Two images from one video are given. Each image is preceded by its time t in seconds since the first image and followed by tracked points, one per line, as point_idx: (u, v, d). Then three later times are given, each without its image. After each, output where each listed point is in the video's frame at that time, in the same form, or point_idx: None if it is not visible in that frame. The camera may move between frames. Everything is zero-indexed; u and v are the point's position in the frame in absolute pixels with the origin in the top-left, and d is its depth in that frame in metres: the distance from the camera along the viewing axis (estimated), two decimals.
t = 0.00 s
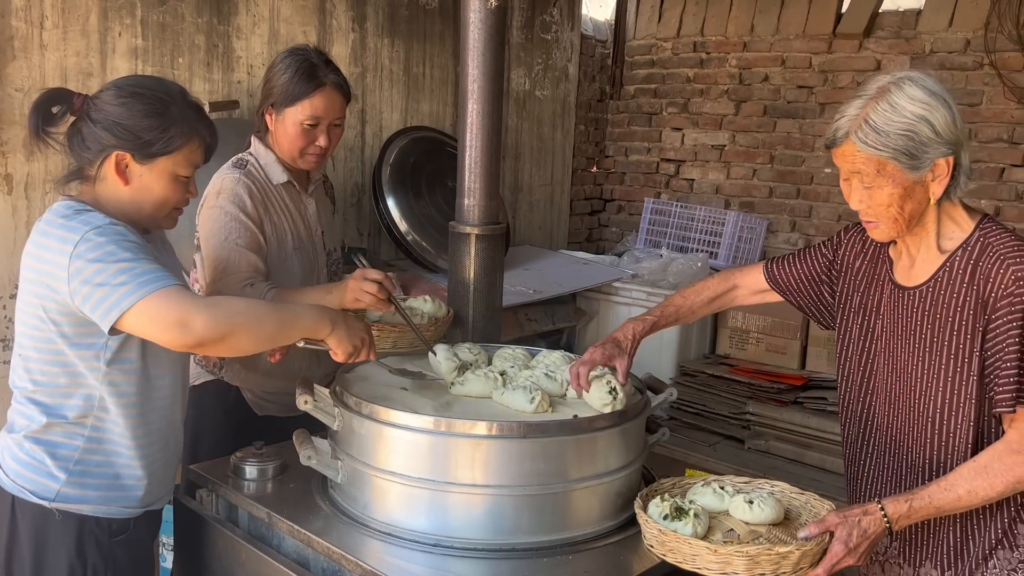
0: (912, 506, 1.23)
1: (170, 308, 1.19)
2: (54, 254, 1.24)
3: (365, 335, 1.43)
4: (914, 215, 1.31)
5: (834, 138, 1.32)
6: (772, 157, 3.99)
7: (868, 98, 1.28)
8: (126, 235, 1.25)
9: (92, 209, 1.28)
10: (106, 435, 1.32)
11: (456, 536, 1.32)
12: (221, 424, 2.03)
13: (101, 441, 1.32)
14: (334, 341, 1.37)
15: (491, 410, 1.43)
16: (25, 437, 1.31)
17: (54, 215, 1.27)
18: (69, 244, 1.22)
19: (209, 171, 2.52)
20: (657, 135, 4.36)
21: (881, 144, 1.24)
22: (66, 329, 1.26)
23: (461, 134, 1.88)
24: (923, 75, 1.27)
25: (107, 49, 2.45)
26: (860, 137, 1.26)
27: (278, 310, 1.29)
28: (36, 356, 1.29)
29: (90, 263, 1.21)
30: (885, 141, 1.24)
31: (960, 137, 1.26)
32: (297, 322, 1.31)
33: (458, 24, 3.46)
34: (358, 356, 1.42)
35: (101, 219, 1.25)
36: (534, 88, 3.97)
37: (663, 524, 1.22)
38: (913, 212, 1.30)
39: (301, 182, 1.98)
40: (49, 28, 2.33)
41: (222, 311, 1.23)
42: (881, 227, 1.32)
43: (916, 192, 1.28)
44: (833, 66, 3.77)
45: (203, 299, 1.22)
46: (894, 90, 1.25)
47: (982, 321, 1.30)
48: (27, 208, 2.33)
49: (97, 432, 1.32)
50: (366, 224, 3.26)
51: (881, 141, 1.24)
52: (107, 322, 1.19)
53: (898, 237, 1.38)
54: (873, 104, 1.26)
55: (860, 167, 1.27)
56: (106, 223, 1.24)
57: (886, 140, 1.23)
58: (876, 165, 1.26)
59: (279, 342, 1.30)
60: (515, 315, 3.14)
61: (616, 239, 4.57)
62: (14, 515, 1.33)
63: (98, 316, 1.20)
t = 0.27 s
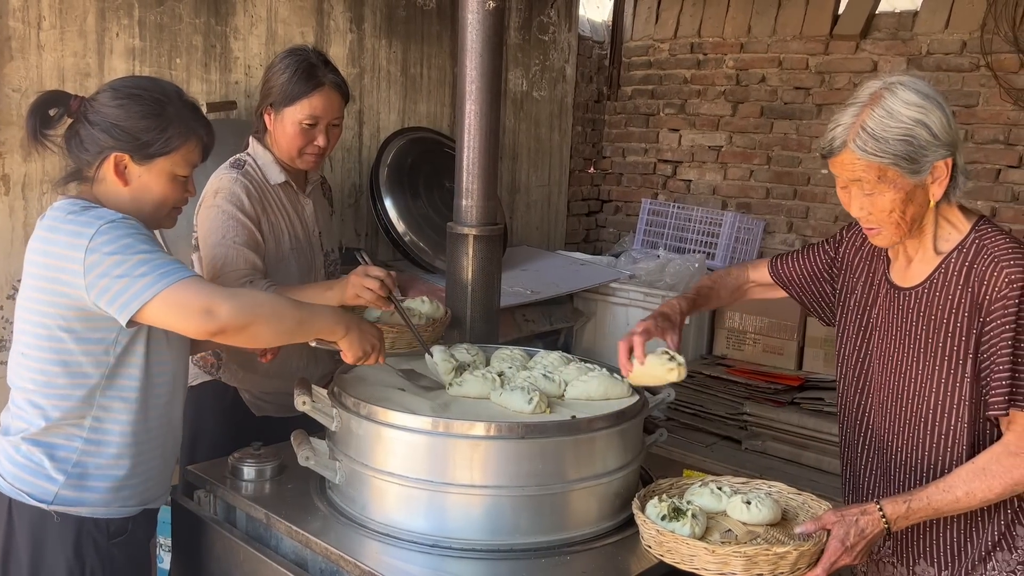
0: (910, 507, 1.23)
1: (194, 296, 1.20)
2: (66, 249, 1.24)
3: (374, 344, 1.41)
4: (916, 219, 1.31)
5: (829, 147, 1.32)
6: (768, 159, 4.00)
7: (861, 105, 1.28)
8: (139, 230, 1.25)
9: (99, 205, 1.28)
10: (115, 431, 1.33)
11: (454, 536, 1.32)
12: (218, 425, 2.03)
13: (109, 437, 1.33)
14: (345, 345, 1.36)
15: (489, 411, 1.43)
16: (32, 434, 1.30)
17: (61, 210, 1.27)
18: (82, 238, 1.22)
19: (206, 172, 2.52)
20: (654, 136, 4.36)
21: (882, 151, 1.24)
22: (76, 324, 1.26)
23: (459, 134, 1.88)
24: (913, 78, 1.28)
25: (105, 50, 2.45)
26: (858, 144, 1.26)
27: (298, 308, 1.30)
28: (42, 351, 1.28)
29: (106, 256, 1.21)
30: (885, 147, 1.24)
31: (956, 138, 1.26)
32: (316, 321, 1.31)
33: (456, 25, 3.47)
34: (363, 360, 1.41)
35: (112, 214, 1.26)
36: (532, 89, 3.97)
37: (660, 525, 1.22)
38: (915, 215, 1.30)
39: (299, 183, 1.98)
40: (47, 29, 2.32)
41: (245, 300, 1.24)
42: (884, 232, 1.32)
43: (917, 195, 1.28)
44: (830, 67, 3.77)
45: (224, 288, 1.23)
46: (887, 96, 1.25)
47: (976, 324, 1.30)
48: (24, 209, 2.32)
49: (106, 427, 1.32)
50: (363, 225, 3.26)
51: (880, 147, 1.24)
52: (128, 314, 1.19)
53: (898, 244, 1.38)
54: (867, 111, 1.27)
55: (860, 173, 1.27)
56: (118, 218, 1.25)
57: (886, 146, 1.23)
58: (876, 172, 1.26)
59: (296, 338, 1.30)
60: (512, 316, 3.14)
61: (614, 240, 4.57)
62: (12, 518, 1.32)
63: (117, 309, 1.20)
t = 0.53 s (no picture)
0: (914, 510, 1.23)
1: (193, 288, 1.20)
2: (65, 244, 1.24)
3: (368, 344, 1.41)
4: (921, 223, 1.32)
5: (832, 152, 1.33)
6: (766, 160, 4.00)
7: (864, 110, 1.29)
8: (137, 225, 1.26)
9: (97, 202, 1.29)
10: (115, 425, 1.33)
11: (453, 538, 1.32)
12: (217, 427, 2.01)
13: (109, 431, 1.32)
14: (338, 346, 1.37)
15: (487, 412, 1.43)
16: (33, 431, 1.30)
17: (60, 207, 1.28)
18: (80, 232, 1.23)
19: (204, 173, 2.52)
20: (652, 137, 4.37)
21: (886, 155, 1.24)
22: (75, 318, 1.27)
23: (458, 136, 1.88)
24: (915, 82, 1.29)
25: (103, 51, 2.45)
26: (861, 149, 1.27)
27: (294, 305, 1.30)
28: (40, 344, 1.28)
29: (105, 249, 1.22)
30: (888, 151, 1.24)
31: (958, 141, 1.27)
32: (312, 319, 1.31)
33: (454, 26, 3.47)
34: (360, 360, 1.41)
35: (111, 209, 1.26)
36: (530, 90, 3.98)
37: (658, 526, 1.22)
38: (920, 220, 1.30)
39: (297, 184, 1.98)
40: (46, 30, 2.32)
41: (242, 296, 1.24)
42: (890, 237, 1.33)
43: (921, 199, 1.29)
44: (828, 68, 3.78)
45: (223, 284, 1.23)
46: (889, 100, 1.26)
47: (988, 326, 1.31)
48: (23, 210, 2.32)
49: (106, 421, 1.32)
50: (361, 227, 3.26)
51: (884, 152, 1.24)
52: (127, 305, 1.20)
53: (902, 249, 1.38)
54: (870, 115, 1.27)
55: (863, 179, 1.28)
56: (117, 213, 1.26)
57: (889, 151, 1.24)
58: (880, 176, 1.26)
59: (292, 335, 1.30)
60: (511, 317, 3.14)
61: (612, 241, 4.58)
62: (14, 516, 1.32)
63: (116, 301, 1.20)
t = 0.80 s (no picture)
0: (913, 513, 1.23)
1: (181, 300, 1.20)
2: (55, 246, 1.24)
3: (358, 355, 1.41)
4: (924, 223, 1.31)
5: (833, 154, 1.34)
6: (765, 161, 4.01)
7: (864, 110, 1.29)
8: (128, 231, 1.26)
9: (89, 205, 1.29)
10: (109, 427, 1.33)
11: (452, 539, 1.32)
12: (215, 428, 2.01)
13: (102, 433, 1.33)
14: (322, 358, 1.36)
15: (486, 414, 1.44)
16: (21, 437, 1.30)
17: (52, 208, 1.27)
18: (70, 236, 1.23)
19: (203, 174, 2.52)
20: (651, 138, 4.37)
21: (882, 157, 1.25)
22: (66, 321, 1.27)
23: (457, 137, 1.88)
24: (916, 83, 1.29)
25: (102, 52, 2.45)
26: (859, 150, 1.28)
27: (279, 320, 1.30)
28: (29, 346, 1.27)
29: (96, 255, 1.21)
30: (885, 153, 1.24)
31: (960, 141, 1.27)
32: (296, 334, 1.31)
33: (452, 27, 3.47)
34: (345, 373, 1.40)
35: (102, 213, 1.26)
36: (528, 91, 3.98)
37: (655, 526, 1.23)
38: (922, 220, 1.31)
39: (294, 185, 1.98)
40: (44, 31, 2.32)
41: (228, 309, 1.24)
42: (894, 234, 1.33)
43: (923, 200, 1.29)
44: (826, 70, 3.78)
45: (212, 296, 1.23)
46: (888, 100, 1.26)
47: (995, 329, 1.31)
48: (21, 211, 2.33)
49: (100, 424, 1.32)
50: (360, 228, 3.26)
51: (880, 152, 1.25)
52: (115, 312, 1.20)
53: (908, 248, 1.39)
54: (869, 116, 1.28)
55: (862, 180, 1.29)
56: (108, 218, 1.25)
57: (886, 153, 1.24)
58: (878, 177, 1.27)
59: (276, 350, 1.30)
60: (509, 318, 3.14)
61: (610, 242, 4.58)
62: (11, 513, 1.32)
63: (104, 307, 1.20)
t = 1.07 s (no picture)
0: (909, 511, 1.23)
1: (157, 315, 1.20)
2: (41, 252, 1.24)
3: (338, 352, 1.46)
4: (921, 213, 1.32)
5: (835, 142, 1.35)
6: (764, 162, 4.01)
7: (863, 100, 1.30)
8: (113, 238, 1.26)
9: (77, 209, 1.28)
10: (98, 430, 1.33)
11: (451, 539, 1.32)
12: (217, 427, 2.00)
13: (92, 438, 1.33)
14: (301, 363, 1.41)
15: (484, 414, 1.43)
16: (9, 441, 1.30)
17: (40, 212, 1.27)
18: (54, 243, 1.23)
19: (202, 174, 2.52)
20: (650, 139, 4.38)
21: (877, 146, 1.25)
22: (56, 326, 1.27)
23: (455, 138, 1.88)
24: (917, 74, 1.28)
25: (101, 52, 2.45)
26: (855, 140, 1.29)
27: (256, 332, 1.31)
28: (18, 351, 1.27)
29: (80, 263, 1.21)
30: (880, 141, 1.25)
31: (959, 131, 1.26)
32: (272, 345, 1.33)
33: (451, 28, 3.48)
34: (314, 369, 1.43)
35: (89, 219, 1.26)
36: (528, 92, 3.98)
37: (653, 526, 1.24)
38: (919, 209, 1.31)
39: (292, 185, 1.98)
40: (43, 32, 2.33)
41: (204, 323, 1.24)
42: (890, 224, 1.34)
43: (919, 189, 1.29)
44: (825, 71, 3.78)
45: (189, 309, 1.23)
46: (887, 90, 1.26)
47: (988, 324, 1.30)
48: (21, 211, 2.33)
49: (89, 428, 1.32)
50: (359, 228, 3.26)
51: (875, 142, 1.25)
52: (96, 319, 1.20)
53: (909, 236, 1.39)
54: (867, 106, 1.28)
55: (860, 169, 1.29)
56: (95, 223, 1.25)
57: (881, 141, 1.25)
58: (873, 165, 1.27)
59: (253, 359, 1.32)
60: (508, 318, 3.14)
61: (609, 243, 4.59)
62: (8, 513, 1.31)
63: (87, 314, 1.20)
